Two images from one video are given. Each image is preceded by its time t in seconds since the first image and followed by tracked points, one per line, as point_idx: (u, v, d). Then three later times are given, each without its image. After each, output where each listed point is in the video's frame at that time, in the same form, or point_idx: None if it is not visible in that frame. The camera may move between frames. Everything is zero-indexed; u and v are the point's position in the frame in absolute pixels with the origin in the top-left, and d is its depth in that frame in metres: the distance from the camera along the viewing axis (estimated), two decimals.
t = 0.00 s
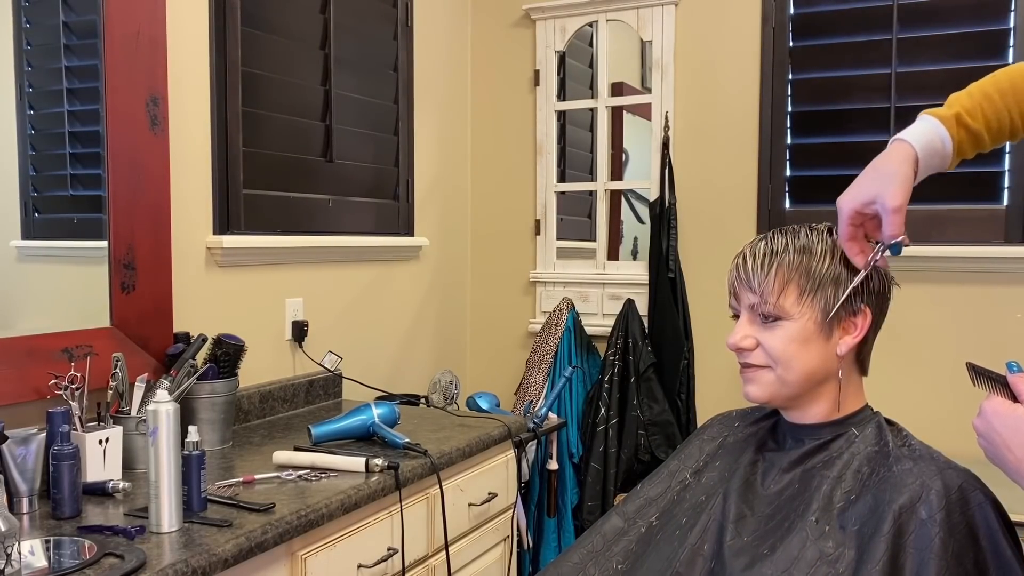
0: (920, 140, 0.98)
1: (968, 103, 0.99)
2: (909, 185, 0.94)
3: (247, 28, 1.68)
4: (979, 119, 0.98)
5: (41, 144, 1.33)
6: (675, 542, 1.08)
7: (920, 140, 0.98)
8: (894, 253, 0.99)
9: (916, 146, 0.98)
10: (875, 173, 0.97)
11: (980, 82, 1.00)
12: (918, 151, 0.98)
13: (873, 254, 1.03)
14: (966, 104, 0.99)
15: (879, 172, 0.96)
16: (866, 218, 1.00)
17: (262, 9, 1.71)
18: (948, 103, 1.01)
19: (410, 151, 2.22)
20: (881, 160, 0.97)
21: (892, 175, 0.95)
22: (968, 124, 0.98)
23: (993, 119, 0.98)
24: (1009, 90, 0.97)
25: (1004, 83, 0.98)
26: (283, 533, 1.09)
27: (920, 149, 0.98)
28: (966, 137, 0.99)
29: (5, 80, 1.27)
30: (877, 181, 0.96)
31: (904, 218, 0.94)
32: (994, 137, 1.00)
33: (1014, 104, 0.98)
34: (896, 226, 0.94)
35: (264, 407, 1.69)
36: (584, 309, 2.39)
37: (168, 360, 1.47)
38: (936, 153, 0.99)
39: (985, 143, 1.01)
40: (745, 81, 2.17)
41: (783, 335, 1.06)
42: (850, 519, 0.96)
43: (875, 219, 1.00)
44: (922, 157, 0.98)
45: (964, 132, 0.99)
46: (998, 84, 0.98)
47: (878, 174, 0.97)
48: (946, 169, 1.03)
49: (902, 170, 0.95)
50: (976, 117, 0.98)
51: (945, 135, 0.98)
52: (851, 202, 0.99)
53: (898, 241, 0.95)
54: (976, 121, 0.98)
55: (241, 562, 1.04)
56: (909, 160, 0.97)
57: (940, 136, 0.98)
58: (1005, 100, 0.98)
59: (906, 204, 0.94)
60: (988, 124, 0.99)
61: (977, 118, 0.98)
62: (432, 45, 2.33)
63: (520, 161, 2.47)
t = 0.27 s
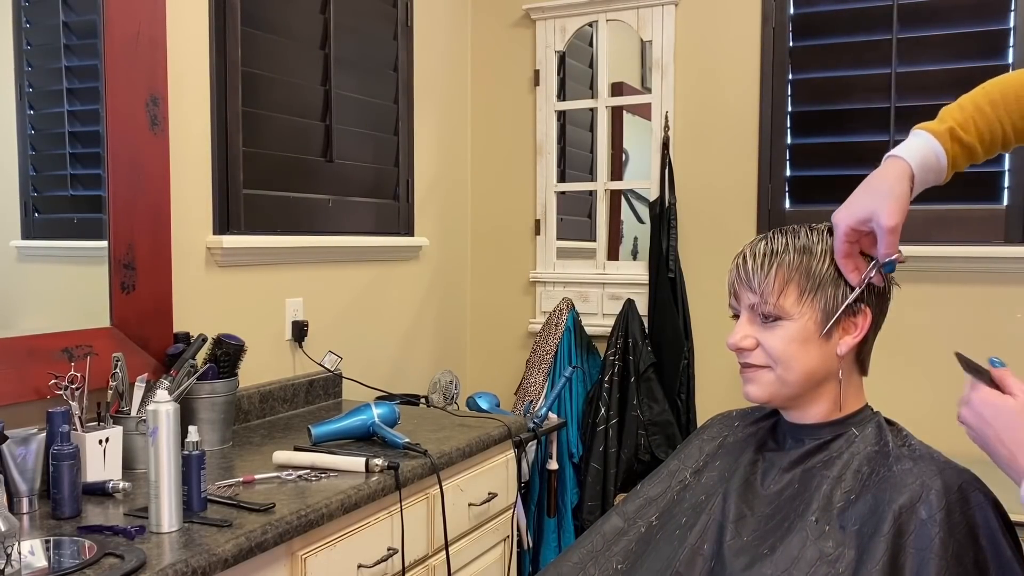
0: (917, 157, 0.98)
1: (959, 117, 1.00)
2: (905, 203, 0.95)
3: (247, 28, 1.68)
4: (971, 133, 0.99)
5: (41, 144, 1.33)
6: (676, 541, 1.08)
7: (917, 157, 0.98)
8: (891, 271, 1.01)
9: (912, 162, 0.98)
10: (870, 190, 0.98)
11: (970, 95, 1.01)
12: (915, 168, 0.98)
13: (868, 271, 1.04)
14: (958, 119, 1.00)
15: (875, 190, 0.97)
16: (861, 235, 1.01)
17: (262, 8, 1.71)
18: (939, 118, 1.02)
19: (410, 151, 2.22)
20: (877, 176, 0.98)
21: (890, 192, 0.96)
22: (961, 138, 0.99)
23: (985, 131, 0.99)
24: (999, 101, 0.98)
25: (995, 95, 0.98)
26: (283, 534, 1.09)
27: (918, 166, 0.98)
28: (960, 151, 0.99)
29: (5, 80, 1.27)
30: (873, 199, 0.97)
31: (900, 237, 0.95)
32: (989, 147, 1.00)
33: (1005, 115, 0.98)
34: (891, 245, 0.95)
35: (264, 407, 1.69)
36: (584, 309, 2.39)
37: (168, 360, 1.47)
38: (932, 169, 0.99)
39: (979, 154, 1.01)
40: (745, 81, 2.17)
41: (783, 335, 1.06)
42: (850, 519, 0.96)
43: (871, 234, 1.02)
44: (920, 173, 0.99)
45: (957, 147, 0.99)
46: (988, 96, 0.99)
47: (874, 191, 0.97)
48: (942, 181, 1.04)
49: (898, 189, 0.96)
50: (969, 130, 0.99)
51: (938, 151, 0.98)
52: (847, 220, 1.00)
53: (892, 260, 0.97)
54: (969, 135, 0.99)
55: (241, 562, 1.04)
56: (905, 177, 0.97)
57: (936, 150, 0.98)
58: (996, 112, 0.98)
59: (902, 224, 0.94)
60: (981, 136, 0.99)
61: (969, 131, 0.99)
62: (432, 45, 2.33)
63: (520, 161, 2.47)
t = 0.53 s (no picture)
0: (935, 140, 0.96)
1: (977, 106, 0.99)
2: (921, 184, 0.93)
3: (246, 28, 1.68)
4: (989, 123, 0.98)
5: (41, 144, 1.33)
6: (676, 541, 1.08)
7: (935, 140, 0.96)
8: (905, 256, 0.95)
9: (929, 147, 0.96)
10: (887, 170, 0.96)
11: (986, 92, 1.01)
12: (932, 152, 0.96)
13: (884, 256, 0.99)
14: (977, 107, 0.99)
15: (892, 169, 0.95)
16: (879, 217, 0.97)
17: (262, 8, 1.71)
18: (956, 107, 1.01)
19: (410, 151, 2.22)
20: (893, 158, 0.96)
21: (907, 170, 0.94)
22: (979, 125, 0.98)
23: (1001, 125, 0.98)
24: (1016, 100, 0.99)
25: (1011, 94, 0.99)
26: (283, 533, 1.09)
27: (936, 150, 0.96)
28: (977, 138, 0.98)
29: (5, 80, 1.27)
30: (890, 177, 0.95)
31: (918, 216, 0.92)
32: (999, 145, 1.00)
33: (1020, 113, 0.98)
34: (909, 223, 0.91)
35: (264, 407, 1.69)
36: (584, 309, 2.39)
37: (168, 360, 1.47)
38: (947, 155, 0.97)
39: (991, 149, 1.00)
40: (745, 80, 2.17)
41: (784, 335, 1.06)
42: (850, 519, 0.96)
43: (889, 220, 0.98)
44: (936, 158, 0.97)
45: (975, 133, 0.98)
46: (1004, 93, 0.99)
47: (892, 170, 0.95)
48: (952, 174, 1.02)
49: (915, 168, 0.94)
50: (987, 120, 0.98)
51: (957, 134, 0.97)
52: (864, 201, 0.97)
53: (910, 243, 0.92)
54: (986, 125, 0.98)
55: (241, 562, 1.04)
56: (921, 159, 0.95)
57: (952, 137, 0.97)
58: (1012, 109, 0.98)
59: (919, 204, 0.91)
60: (997, 129, 0.98)
61: (987, 120, 0.98)
62: (432, 45, 2.33)
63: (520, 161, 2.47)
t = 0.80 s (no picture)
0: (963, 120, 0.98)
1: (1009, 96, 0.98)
2: (944, 161, 0.95)
3: (246, 28, 1.67)
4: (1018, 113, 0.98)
5: (40, 144, 1.33)
6: (676, 541, 1.08)
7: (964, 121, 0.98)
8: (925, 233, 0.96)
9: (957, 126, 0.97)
10: (913, 147, 0.98)
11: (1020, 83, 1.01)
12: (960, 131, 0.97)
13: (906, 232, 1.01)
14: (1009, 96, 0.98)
15: (917, 146, 0.97)
16: (902, 193, 1.00)
17: (262, 8, 1.71)
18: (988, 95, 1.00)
19: (410, 150, 2.22)
20: (917, 136, 0.98)
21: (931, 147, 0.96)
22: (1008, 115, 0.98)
23: None
24: None
25: None
26: (283, 533, 1.09)
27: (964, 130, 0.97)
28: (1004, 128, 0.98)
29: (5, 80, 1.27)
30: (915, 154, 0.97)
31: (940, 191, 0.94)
32: None
33: None
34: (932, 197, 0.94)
35: (264, 407, 1.69)
36: (584, 309, 2.39)
37: (168, 360, 1.47)
38: (971, 140, 0.98)
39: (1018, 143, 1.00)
40: (745, 80, 2.17)
41: (784, 335, 1.06)
42: (850, 520, 0.96)
43: (911, 197, 1.00)
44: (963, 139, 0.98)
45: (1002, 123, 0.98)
46: None
47: (917, 147, 0.98)
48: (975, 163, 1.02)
49: (939, 146, 0.96)
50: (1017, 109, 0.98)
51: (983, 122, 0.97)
52: (888, 177, 1.00)
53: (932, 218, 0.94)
54: (1014, 115, 0.98)
55: (241, 562, 1.04)
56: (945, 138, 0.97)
57: (978, 122, 0.97)
58: None
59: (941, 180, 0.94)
60: None
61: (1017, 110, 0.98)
62: (432, 45, 2.33)
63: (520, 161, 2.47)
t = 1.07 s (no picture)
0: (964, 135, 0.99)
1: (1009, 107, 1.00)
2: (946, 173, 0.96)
3: (246, 28, 1.68)
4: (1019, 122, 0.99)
5: (41, 144, 1.33)
6: (676, 541, 1.08)
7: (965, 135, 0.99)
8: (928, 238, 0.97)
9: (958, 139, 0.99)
10: (916, 157, 0.99)
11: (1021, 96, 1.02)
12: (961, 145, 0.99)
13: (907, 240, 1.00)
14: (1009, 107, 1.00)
15: (920, 156, 0.98)
16: (903, 203, 1.00)
17: (262, 9, 1.71)
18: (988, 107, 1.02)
19: (410, 150, 2.22)
20: (920, 146, 0.99)
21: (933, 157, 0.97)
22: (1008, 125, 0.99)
23: None
24: None
25: None
26: (283, 533, 1.09)
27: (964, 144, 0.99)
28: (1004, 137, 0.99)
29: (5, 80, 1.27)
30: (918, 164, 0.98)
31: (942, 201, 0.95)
32: None
33: None
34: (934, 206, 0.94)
35: (264, 407, 1.69)
36: (584, 309, 2.39)
37: (168, 360, 1.47)
38: (970, 154, 1.00)
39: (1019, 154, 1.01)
40: (745, 80, 2.17)
41: (784, 335, 1.06)
42: (851, 520, 0.96)
43: (911, 207, 1.01)
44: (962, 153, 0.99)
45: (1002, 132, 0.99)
46: None
47: (920, 157, 0.98)
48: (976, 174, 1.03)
49: (942, 159, 0.97)
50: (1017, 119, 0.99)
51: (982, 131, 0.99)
52: (889, 185, 1.00)
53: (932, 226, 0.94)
54: (1015, 125, 0.99)
55: (241, 562, 1.04)
56: (947, 150, 0.98)
57: (978, 133, 0.99)
58: None
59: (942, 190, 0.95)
60: None
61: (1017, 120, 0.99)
62: (432, 45, 2.33)
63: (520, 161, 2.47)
